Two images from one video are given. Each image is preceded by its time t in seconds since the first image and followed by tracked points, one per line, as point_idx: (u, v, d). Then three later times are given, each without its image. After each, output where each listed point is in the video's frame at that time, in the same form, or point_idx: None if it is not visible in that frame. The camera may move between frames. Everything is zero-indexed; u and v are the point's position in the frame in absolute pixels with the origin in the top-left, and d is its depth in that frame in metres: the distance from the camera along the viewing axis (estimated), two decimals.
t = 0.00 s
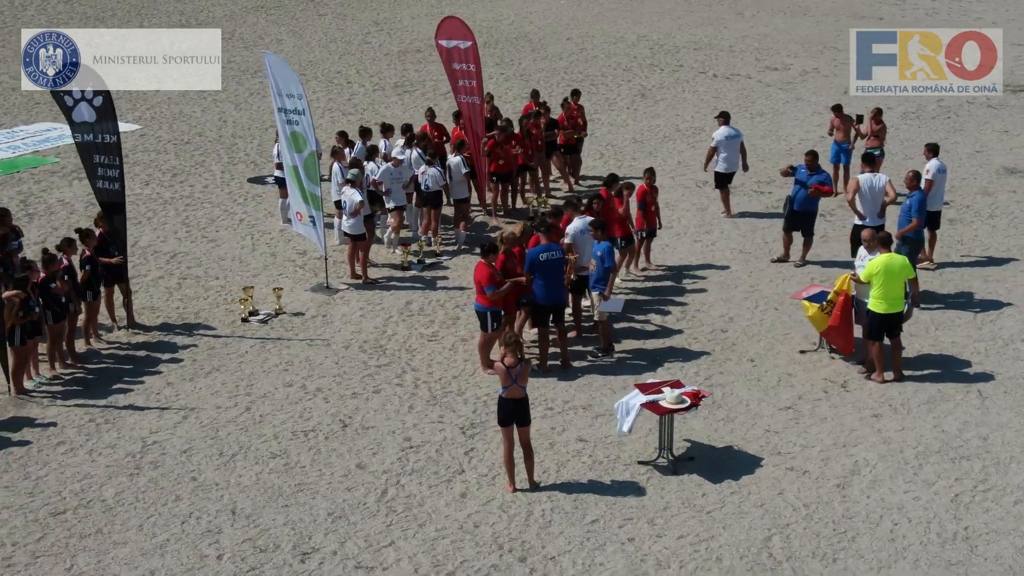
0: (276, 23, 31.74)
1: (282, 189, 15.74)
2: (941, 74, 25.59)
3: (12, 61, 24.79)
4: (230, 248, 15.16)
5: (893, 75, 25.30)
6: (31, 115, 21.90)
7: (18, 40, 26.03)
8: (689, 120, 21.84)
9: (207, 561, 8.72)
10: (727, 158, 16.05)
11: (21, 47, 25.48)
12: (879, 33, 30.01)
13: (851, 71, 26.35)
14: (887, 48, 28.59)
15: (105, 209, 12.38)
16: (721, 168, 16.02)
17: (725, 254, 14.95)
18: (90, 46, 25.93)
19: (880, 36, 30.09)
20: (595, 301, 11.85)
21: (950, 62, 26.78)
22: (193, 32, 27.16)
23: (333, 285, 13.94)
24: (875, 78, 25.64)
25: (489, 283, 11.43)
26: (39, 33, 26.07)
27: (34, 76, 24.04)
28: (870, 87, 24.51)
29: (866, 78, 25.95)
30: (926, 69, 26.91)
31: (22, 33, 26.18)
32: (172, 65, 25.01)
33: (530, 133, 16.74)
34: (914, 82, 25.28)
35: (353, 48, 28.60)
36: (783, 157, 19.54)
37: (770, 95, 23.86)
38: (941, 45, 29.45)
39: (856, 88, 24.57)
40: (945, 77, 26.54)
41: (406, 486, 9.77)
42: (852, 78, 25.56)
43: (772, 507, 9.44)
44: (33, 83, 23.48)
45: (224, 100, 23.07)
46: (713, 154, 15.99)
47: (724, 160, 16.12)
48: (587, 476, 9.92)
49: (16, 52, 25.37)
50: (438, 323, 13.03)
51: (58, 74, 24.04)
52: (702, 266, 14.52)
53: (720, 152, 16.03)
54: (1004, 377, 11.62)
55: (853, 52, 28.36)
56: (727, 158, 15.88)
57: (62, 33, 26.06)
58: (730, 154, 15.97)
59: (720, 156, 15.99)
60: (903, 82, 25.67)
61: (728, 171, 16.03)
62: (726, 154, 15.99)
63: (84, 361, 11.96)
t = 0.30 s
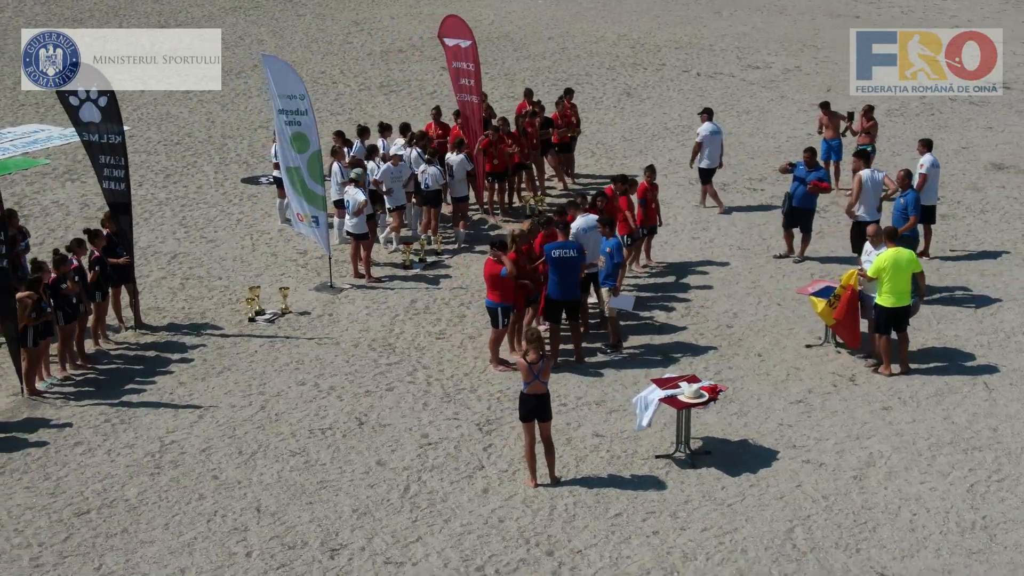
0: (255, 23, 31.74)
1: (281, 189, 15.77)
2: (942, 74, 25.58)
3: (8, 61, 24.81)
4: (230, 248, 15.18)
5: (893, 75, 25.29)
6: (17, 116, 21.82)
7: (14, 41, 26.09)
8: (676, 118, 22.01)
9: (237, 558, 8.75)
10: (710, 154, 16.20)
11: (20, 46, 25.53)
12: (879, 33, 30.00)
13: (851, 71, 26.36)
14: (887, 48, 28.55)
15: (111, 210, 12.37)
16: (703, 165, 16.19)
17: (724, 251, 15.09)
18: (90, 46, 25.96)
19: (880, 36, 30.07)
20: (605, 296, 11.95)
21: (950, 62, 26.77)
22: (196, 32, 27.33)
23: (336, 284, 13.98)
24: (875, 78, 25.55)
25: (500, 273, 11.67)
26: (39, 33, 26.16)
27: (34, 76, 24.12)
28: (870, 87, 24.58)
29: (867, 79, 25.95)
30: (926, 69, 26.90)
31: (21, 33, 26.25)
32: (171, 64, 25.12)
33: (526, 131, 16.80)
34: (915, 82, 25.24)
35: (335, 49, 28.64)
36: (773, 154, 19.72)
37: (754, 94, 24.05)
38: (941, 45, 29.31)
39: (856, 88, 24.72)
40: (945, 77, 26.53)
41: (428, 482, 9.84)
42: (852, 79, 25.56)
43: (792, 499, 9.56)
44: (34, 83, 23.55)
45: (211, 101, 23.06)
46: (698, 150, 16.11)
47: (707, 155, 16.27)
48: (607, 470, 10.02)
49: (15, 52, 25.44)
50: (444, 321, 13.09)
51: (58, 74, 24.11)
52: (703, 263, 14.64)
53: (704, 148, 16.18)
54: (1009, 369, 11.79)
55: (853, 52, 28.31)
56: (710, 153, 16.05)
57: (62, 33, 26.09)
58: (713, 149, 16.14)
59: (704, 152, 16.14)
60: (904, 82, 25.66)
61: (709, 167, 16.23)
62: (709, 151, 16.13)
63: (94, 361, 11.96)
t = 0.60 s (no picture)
0: (236, 23, 31.73)
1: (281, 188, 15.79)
2: (941, 74, 25.56)
3: (7, 62, 24.84)
4: (232, 248, 15.19)
5: (893, 75, 25.27)
6: (5, 117, 21.74)
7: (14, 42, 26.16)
8: (664, 116, 22.16)
9: (268, 554, 8.80)
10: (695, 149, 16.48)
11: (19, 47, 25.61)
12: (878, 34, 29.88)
13: (851, 71, 26.36)
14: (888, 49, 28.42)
15: (119, 208, 12.30)
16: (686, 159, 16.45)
17: (724, 247, 15.22)
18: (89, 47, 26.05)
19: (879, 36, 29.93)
20: (616, 293, 12.01)
21: (950, 62, 26.67)
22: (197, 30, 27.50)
23: (342, 283, 14.02)
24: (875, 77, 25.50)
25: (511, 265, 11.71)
26: (39, 33, 26.24)
27: (33, 76, 24.18)
28: (869, 87, 24.73)
29: (866, 80, 25.91)
30: (926, 69, 26.84)
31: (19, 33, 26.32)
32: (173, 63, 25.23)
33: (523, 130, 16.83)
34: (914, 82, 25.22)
35: (319, 48, 28.65)
36: (764, 151, 19.90)
37: (740, 92, 24.24)
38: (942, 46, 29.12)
39: (856, 87, 24.79)
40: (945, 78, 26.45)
41: (451, 477, 9.91)
42: (851, 79, 25.59)
43: (812, 491, 9.68)
44: (33, 83, 23.61)
45: (199, 101, 23.04)
46: (686, 145, 16.33)
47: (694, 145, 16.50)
48: (627, 464, 10.11)
49: (15, 53, 25.52)
50: (453, 319, 13.16)
51: (58, 74, 24.16)
52: (705, 260, 14.78)
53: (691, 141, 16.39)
54: (1014, 361, 11.97)
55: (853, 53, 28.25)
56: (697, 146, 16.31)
57: (62, 33, 26.20)
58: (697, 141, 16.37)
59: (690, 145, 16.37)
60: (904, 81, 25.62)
61: (693, 160, 16.54)
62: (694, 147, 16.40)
63: (106, 361, 11.97)
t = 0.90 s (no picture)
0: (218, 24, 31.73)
1: (281, 187, 15.80)
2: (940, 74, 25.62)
3: (7, 61, 24.83)
4: (234, 247, 15.21)
5: (892, 75, 25.36)
6: None
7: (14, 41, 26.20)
8: (654, 114, 22.32)
9: (299, 550, 8.85)
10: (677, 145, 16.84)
11: (19, 46, 25.64)
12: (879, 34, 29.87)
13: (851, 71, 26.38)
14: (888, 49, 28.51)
15: (126, 208, 12.18)
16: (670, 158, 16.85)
17: (724, 243, 15.36)
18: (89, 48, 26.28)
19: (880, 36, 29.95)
20: (627, 288, 12.22)
21: (950, 61, 26.70)
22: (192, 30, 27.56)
23: (348, 281, 14.08)
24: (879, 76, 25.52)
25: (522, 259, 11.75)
26: (39, 34, 26.28)
27: (33, 76, 24.19)
28: (870, 87, 24.95)
29: (866, 80, 26.02)
30: (926, 69, 26.88)
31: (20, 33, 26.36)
32: (175, 65, 25.31)
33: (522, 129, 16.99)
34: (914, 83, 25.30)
35: (303, 48, 28.68)
36: (756, 148, 20.07)
37: (727, 90, 24.42)
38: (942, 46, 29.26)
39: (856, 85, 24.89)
40: (946, 78, 26.47)
41: (473, 472, 9.99)
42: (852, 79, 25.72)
43: (832, 483, 9.80)
44: (33, 83, 23.62)
45: (188, 101, 23.04)
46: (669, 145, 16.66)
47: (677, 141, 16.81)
48: (647, 458, 10.21)
49: (15, 52, 25.53)
50: (461, 316, 13.24)
51: (58, 74, 24.17)
52: (707, 256, 14.91)
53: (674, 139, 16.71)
54: (1020, 352, 12.14)
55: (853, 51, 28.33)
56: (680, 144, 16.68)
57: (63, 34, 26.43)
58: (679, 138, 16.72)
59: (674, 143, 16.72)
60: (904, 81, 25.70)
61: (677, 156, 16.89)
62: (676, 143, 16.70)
63: (119, 361, 11.97)
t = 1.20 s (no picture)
0: (200, 24, 31.71)
1: (281, 187, 15.81)
2: (940, 74, 25.62)
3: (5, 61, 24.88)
4: (237, 248, 15.23)
5: (892, 75, 25.39)
6: None
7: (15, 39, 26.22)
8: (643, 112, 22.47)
9: (330, 546, 8.91)
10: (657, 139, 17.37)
11: (21, 46, 25.64)
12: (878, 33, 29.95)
13: (852, 71, 26.35)
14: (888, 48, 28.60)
15: (140, 207, 12.30)
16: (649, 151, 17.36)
17: (724, 239, 15.50)
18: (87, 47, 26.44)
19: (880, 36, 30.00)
20: (637, 286, 12.40)
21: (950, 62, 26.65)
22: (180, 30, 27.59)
23: (355, 280, 14.12)
24: (879, 77, 25.50)
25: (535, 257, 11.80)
26: (39, 33, 26.34)
27: (34, 76, 24.16)
28: (869, 87, 25.06)
29: (867, 79, 26.01)
30: (926, 69, 26.84)
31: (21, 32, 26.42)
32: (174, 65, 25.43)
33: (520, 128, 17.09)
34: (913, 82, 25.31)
35: (286, 48, 28.69)
36: (747, 145, 20.24)
37: (713, 88, 24.59)
38: (941, 45, 29.30)
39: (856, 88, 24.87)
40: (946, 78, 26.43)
41: (496, 468, 10.06)
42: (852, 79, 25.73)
43: (852, 474, 9.92)
44: (33, 83, 23.64)
45: (176, 101, 23.02)
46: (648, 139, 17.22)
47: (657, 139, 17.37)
48: (667, 452, 10.31)
49: (16, 50, 25.50)
50: (469, 313, 13.31)
51: (59, 74, 24.17)
52: (708, 252, 15.04)
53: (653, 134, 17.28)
54: None
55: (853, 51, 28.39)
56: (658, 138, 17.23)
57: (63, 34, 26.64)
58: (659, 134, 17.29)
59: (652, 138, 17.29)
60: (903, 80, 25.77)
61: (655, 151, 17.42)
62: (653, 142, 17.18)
63: (133, 361, 11.97)
